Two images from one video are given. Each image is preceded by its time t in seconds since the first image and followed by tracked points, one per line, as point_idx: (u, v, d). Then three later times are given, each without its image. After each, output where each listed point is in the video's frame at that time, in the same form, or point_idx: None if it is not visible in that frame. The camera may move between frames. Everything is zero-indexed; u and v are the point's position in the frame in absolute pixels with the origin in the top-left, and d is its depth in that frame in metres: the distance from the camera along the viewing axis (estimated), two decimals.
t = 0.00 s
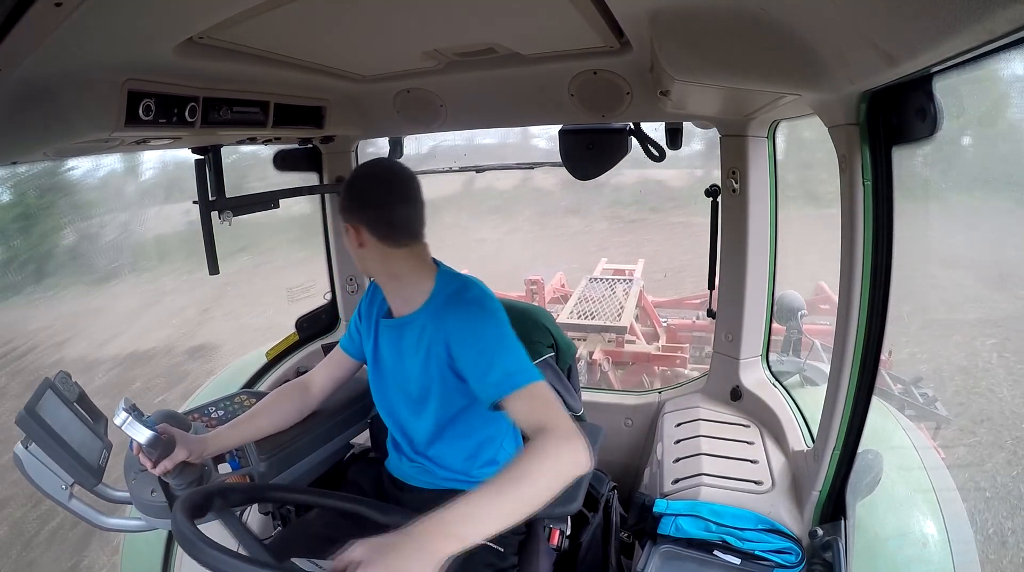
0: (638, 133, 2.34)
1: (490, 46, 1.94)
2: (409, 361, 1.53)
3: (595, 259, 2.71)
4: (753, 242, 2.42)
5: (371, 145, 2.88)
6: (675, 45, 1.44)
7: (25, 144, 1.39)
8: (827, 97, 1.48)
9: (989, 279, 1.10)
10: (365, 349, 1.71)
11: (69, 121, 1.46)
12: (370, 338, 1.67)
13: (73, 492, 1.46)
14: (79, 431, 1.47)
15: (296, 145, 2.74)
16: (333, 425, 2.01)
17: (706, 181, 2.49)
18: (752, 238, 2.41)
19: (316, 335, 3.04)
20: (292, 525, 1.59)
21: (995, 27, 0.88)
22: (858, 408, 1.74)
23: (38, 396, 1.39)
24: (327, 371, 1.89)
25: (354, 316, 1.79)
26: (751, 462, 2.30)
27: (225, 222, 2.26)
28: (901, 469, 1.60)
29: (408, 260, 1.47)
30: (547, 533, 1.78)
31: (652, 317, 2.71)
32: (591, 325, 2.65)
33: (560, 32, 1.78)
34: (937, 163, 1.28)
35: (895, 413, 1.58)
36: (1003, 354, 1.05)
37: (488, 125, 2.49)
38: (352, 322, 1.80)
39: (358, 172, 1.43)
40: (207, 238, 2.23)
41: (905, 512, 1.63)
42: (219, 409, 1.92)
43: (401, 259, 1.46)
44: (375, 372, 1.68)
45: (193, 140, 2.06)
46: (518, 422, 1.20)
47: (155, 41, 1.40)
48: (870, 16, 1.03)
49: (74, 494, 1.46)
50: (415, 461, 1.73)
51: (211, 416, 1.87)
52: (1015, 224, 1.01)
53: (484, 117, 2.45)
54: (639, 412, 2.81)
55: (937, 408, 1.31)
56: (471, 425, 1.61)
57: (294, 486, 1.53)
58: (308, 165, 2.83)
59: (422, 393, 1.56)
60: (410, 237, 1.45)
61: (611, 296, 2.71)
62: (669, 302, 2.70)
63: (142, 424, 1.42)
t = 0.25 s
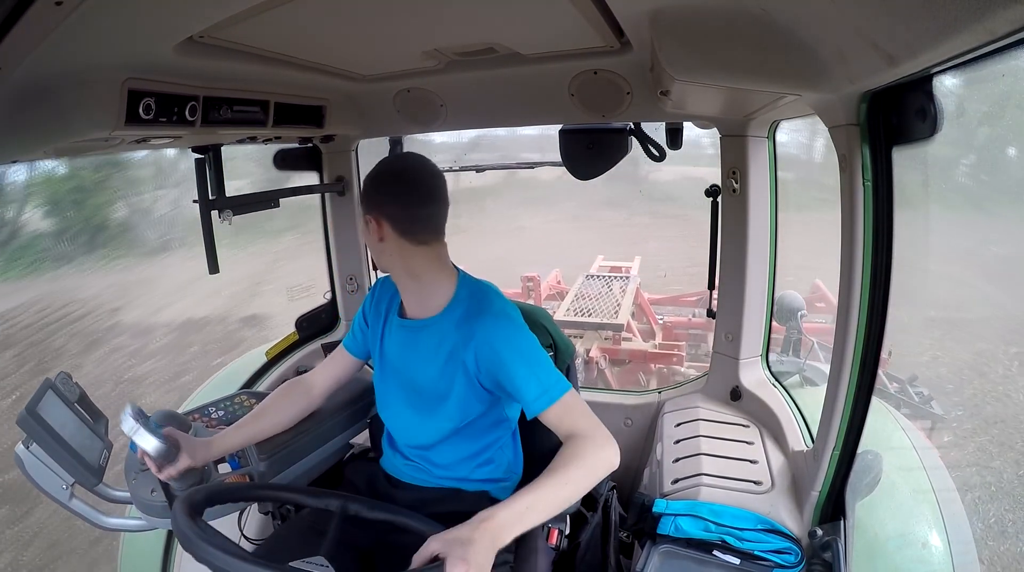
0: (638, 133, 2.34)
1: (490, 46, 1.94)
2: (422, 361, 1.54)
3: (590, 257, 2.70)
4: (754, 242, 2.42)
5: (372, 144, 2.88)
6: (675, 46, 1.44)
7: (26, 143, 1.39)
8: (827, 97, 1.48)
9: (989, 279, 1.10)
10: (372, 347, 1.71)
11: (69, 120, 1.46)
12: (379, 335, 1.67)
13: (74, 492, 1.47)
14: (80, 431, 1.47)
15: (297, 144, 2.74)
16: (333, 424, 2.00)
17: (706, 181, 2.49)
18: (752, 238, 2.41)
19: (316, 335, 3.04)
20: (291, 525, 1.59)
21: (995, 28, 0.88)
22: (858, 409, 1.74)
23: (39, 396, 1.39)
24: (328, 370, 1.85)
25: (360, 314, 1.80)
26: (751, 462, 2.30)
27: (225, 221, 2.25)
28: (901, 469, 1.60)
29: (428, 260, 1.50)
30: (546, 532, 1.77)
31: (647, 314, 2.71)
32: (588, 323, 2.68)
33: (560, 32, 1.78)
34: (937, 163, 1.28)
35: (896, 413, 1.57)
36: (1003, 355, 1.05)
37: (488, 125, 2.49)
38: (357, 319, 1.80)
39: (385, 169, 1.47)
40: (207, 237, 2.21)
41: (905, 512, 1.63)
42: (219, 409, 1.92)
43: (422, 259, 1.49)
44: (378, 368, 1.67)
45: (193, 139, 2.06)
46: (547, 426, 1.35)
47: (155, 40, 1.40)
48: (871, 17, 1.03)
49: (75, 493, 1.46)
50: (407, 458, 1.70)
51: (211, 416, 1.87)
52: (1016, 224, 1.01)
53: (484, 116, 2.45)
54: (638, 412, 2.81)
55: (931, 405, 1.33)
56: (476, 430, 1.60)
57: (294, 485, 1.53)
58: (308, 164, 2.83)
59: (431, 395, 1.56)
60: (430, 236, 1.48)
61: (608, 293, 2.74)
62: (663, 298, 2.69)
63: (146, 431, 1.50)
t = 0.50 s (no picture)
0: (638, 133, 2.34)
1: (490, 46, 1.94)
2: (413, 354, 1.54)
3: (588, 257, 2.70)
4: (754, 242, 2.42)
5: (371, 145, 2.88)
6: (676, 45, 1.44)
7: (25, 143, 1.39)
8: (827, 97, 1.48)
9: (990, 280, 1.10)
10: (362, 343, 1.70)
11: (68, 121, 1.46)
12: (370, 332, 1.66)
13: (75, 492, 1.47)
14: (79, 431, 1.47)
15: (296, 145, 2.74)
16: (333, 424, 2.00)
17: (706, 181, 2.49)
18: (752, 239, 2.41)
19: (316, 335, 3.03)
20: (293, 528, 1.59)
21: (996, 27, 0.88)
22: (858, 408, 1.74)
23: (40, 397, 1.39)
24: (325, 368, 1.89)
25: (350, 311, 1.80)
26: (751, 462, 2.30)
27: (225, 220, 2.22)
28: (901, 469, 1.60)
29: (417, 257, 1.50)
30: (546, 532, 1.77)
31: (641, 314, 2.69)
32: (583, 323, 2.64)
33: (560, 32, 1.78)
34: (936, 164, 1.28)
35: (896, 413, 1.57)
36: (1005, 355, 1.05)
37: (488, 125, 2.49)
38: (348, 317, 1.81)
39: (374, 168, 1.47)
40: (207, 238, 2.21)
41: (905, 512, 1.63)
42: (219, 410, 1.91)
43: (411, 256, 1.50)
44: (371, 365, 1.66)
45: (193, 139, 2.06)
46: (540, 413, 1.37)
47: (155, 40, 1.40)
48: (871, 17, 1.03)
49: (75, 494, 1.46)
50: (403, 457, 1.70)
51: (211, 417, 1.87)
52: (1017, 224, 1.01)
53: (484, 116, 2.45)
54: (638, 412, 2.81)
55: (925, 404, 1.37)
56: (467, 424, 1.59)
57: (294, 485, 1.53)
58: (308, 165, 2.83)
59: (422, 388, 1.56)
60: (419, 234, 1.49)
61: (602, 293, 2.69)
62: (656, 298, 2.65)
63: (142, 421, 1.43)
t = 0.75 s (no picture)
0: (638, 132, 2.34)
1: (490, 46, 1.94)
2: (407, 354, 1.54)
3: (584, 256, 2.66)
4: (754, 242, 2.42)
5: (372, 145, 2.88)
6: (676, 46, 1.43)
7: (26, 144, 1.39)
8: (827, 97, 1.48)
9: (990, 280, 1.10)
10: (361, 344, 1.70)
11: (69, 121, 1.46)
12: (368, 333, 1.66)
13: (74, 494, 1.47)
14: (78, 433, 1.47)
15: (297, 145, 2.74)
16: (333, 425, 2.00)
17: (706, 181, 2.49)
18: (752, 239, 2.41)
19: (316, 335, 3.03)
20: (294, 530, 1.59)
21: (995, 27, 0.88)
22: (858, 409, 1.74)
23: (38, 400, 1.39)
24: (326, 367, 1.93)
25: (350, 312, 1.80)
26: (751, 462, 2.30)
27: (226, 220, 2.22)
28: (901, 470, 1.60)
29: (409, 258, 1.49)
30: (546, 532, 1.78)
31: (641, 314, 2.79)
32: (584, 323, 2.70)
33: (560, 33, 1.78)
34: (936, 164, 1.28)
35: (896, 413, 1.57)
36: (1005, 355, 1.05)
37: (488, 125, 2.49)
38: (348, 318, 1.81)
39: (367, 171, 1.46)
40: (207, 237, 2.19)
41: (905, 512, 1.63)
42: (218, 412, 1.91)
43: (403, 257, 1.49)
44: (370, 367, 1.66)
45: (193, 139, 2.06)
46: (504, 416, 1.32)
47: (155, 40, 1.40)
48: (870, 17, 1.03)
49: (75, 496, 1.46)
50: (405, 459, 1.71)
51: (210, 418, 1.87)
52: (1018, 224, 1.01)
53: (484, 116, 2.46)
54: (638, 412, 2.81)
55: (924, 405, 1.37)
56: (465, 423, 1.58)
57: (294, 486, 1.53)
58: (308, 164, 2.83)
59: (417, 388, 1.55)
60: (412, 236, 1.48)
61: (602, 294, 2.74)
62: (656, 298, 2.73)
63: (140, 425, 1.45)
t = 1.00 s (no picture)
0: (638, 133, 2.34)
1: (490, 46, 1.94)
2: (382, 348, 1.54)
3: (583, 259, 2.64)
4: (754, 242, 2.42)
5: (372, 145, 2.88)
6: (676, 46, 1.43)
7: (26, 145, 1.39)
8: (828, 97, 1.48)
9: (989, 280, 1.10)
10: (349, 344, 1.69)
11: (69, 122, 1.46)
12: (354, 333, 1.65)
13: (73, 495, 1.46)
14: (78, 434, 1.47)
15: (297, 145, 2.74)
16: (334, 425, 2.01)
17: (706, 182, 2.49)
18: (752, 239, 2.41)
19: (316, 336, 3.02)
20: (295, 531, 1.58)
21: (995, 27, 0.88)
22: (858, 408, 1.74)
23: (38, 401, 1.39)
24: (319, 367, 1.91)
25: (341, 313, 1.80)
26: (751, 462, 2.30)
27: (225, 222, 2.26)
28: (901, 470, 1.60)
29: (385, 257, 1.47)
30: (546, 533, 1.78)
31: (641, 317, 2.69)
32: (583, 326, 2.66)
33: (559, 33, 1.78)
34: (936, 164, 1.29)
35: (896, 413, 1.57)
36: (1004, 355, 1.05)
37: (488, 125, 2.49)
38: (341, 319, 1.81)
39: (340, 172, 1.44)
40: (207, 239, 2.23)
41: (905, 512, 1.63)
42: (218, 412, 1.92)
43: (379, 256, 1.47)
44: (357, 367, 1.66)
45: (193, 140, 2.06)
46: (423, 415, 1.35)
47: (155, 41, 1.40)
48: (870, 16, 1.03)
49: (74, 497, 1.46)
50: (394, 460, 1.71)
51: (210, 418, 1.87)
52: (1017, 224, 1.01)
53: (484, 116, 2.45)
54: (639, 412, 2.81)
55: (923, 405, 1.37)
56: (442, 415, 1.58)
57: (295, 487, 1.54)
58: (308, 165, 2.83)
59: (394, 380, 1.56)
60: (388, 234, 1.45)
61: (602, 296, 2.69)
62: (657, 301, 2.65)
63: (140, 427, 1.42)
